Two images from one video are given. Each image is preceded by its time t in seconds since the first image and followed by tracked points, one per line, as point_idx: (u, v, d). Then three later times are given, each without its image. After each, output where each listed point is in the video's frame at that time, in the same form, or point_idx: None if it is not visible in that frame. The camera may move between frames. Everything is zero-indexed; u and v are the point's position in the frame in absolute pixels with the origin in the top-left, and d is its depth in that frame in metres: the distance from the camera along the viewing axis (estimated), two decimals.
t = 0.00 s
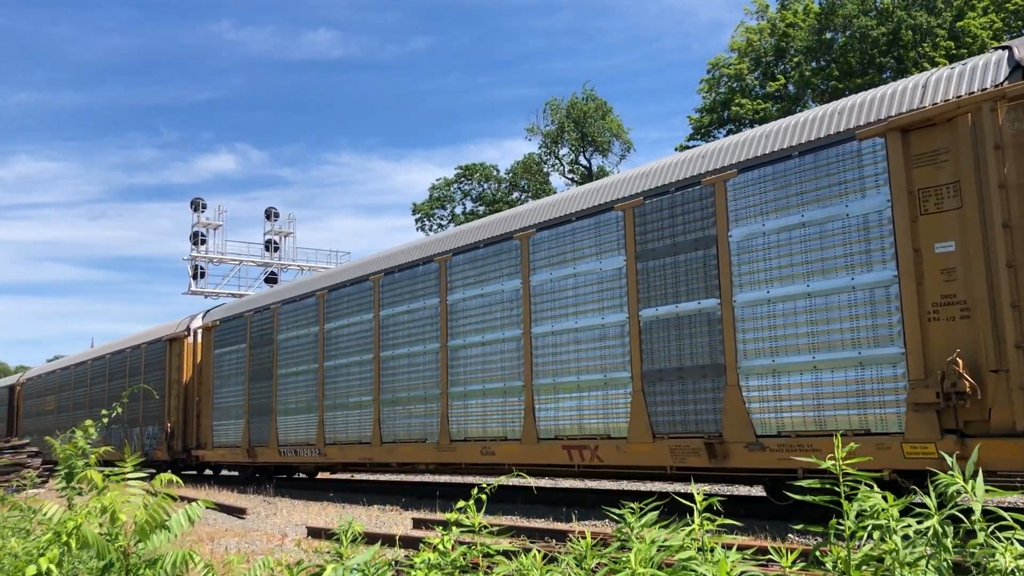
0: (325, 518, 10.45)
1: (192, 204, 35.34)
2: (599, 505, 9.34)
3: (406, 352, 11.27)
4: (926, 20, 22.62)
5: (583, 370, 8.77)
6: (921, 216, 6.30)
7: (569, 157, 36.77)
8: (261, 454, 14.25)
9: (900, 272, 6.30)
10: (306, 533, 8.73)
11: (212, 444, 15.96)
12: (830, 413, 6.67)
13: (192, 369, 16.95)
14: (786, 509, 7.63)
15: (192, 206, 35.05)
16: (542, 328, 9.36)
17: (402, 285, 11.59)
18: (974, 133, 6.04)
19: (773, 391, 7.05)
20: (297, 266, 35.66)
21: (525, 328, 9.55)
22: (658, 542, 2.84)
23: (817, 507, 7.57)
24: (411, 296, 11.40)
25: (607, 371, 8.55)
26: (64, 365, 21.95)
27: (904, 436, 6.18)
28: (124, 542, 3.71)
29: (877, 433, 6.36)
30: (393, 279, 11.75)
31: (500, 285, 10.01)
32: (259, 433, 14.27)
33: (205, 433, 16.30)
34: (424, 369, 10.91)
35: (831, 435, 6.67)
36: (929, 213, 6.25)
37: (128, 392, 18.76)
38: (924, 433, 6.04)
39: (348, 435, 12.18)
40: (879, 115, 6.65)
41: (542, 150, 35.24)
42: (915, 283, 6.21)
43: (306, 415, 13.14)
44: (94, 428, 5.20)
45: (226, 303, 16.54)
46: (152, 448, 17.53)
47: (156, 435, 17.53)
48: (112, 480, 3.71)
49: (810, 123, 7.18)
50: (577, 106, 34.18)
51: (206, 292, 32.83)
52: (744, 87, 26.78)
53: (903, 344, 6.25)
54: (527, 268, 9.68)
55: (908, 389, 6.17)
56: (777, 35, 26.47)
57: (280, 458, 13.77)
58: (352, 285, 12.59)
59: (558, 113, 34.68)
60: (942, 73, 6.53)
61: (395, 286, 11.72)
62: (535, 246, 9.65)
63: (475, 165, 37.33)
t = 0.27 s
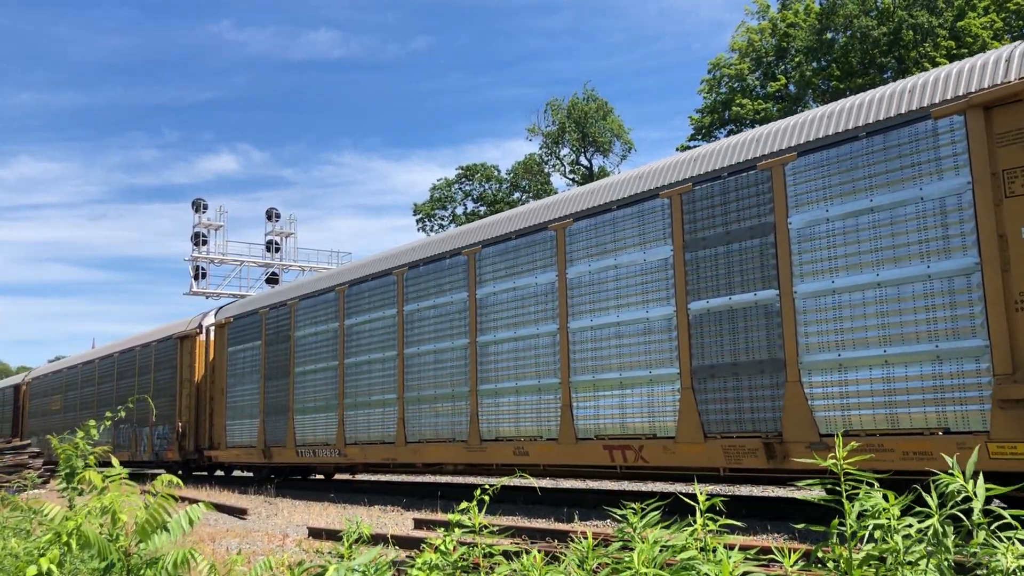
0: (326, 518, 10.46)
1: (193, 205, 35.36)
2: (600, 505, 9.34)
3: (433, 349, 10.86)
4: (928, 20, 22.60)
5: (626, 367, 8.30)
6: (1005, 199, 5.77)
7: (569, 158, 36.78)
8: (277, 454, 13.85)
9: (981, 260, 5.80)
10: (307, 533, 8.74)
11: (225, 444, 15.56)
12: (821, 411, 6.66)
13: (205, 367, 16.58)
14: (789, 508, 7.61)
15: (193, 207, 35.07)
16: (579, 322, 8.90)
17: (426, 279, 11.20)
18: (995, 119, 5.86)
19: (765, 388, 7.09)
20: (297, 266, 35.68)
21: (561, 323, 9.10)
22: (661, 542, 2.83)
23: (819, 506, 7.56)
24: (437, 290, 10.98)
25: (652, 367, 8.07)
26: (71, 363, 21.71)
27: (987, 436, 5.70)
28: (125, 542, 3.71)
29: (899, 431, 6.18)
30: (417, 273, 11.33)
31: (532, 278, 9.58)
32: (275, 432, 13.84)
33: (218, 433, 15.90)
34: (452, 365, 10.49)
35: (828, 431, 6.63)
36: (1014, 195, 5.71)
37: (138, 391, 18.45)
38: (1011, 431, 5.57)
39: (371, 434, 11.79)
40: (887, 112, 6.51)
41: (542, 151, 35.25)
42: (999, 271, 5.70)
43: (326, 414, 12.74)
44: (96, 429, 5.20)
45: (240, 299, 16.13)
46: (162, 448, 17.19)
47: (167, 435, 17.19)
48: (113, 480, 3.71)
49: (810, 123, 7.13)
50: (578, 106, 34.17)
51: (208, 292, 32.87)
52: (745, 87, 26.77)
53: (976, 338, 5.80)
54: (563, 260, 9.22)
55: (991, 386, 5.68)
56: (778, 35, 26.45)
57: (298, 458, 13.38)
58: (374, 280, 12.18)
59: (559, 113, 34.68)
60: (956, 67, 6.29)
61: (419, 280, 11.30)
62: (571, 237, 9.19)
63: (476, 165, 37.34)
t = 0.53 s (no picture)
0: (327, 518, 10.46)
1: (193, 205, 35.38)
2: (601, 505, 9.34)
3: (460, 345, 10.43)
4: (928, 19, 22.59)
5: (673, 362, 7.87)
6: None
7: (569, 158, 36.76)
8: (294, 454, 13.46)
9: None
10: (307, 533, 8.74)
11: (238, 443, 15.19)
12: (813, 413, 6.71)
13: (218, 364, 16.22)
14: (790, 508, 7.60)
15: (194, 207, 35.07)
16: (620, 316, 8.47)
17: (452, 272, 10.79)
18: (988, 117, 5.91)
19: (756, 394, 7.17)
20: (298, 266, 35.68)
21: (601, 317, 8.66)
22: (661, 543, 2.83)
23: (819, 506, 7.56)
24: (464, 283, 10.56)
25: (701, 363, 7.64)
26: (79, 362, 21.46)
27: None
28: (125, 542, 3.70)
29: (881, 432, 6.24)
30: (443, 265, 10.93)
31: (568, 270, 9.17)
32: (292, 431, 13.44)
33: (230, 432, 15.54)
34: (480, 362, 10.07)
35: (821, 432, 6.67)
36: None
37: (148, 389, 18.18)
38: None
39: (393, 433, 11.35)
40: (887, 112, 6.50)
41: (543, 151, 35.25)
42: None
43: (346, 413, 12.32)
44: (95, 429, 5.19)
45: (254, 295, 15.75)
46: (174, 447, 16.88)
47: (178, 434, 16.87)
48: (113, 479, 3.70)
49: (807, 124, 7.15)
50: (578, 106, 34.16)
51: (208, 292, 32.88)
52: (746, 87, 26.76)
53: (962, 339, 5.87)
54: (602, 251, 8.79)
55: None
56: (778, 35, 26.44)
57: (317, 459, 12.97)
58: (397, 273, 11.77)
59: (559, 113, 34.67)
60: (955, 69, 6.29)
61: (445, 273, 10.90)
62: (610, 226, 8.77)
63: (476, 165, 37.32)
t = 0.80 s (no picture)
0: (327, 517, 10.47)
1: (193, 204, 35.38)
2: (602, 505, 9.35)
3: (489, 341, 9.98)
4: (928, 19, 22.59)
5: (725, 357, 7.42)
6: None
7: (569, 158, 36.75)
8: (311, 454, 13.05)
9: None
10: (307, 533, 8.74)
11: (250, 443, 14.79)
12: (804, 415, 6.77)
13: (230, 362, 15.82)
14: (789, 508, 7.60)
15: (193, 207, 35.05)
16: (666, 309, 8.02)
17: (480, 265, 10.36)
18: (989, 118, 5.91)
19: (748, 397, 7.24)
20: (297, 266, 35.67)
21: (642, 310, 8.23)
22: (661, 542, 2.83)
23: (820, 506, 7.56)
24: (493, 276, 10.11)
25: (756, 358, 7.19)
26: (86, 359, 21.17)
27: None
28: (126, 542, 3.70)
29: (868, 436, 6.35)
30: (470, 258, 10.49)
31: (607, 261, 8.70)
32: (309, 431, 13.00)
33: (242, 431, 15.13)
34: (511, 358, 9.62)
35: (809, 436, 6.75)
36: None
37: (158, 388, 17.84)
38: None
39: (417, 433, 10.90)
40: (892, 111, 6.48)
41: (542, 151, 35.24)
42: None
43: (366, 412, 11.89)
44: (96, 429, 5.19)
45: (268, 291, 15.34)
46: (183, 447, 16.51)
47: (188, 434, 16.50)
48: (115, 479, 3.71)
49: (801, 127, 7.19)
50: (578, 106, 34.16)
51: (208, 292, 32.88)
52: (745, 87, 26.77)
53: (948, 339, 5.94)
54: (645, 241, 8.35)
55: None
56: (778, 35, 26.45)
57: (335, 459, 12.52)
58: (420, 266, 11.33)
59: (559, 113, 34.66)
60: (959, 67, 6.27)
61: (472, 266, 10.47)
62: (653, 214, 8.32)
63: (476, 165, 37.31)
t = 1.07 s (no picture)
0: (327, 518, 10.49)
1: (192, 205, 35.39)
2: (602, 506, 9.35)
3: (520, 336, 9.52)
4: (928, 20, 22.60)
5: (783, 352, 6.97)
6: None
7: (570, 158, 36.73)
8: (330, 454, 12.60)
9: None
10: (307, 534, 8.75)
11: (264, 443, 14.33)
12: (796, 416, 6.86)
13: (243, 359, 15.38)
14: (789, 510, 7.60)
15: (193, 207, 35.05)
16: (717, 302, 7.54)
17: (510, 257, 9.89)
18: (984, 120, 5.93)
19: (738, 396, 7.31)
20: (297, 266, 35.67)
21: (689, 303, 7.76)
22: (664, 543, 2.84)
23: (818, 507, 7.57)
24: (524, 269, 9.65)
25: (819, 353, 6.72)
26: (94, 358, 20.87)
27: None
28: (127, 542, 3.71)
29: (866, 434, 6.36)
30: (499, 249, 10.02)
31: (649, 252, 8.22)
32: (328, 430, 12.55)
33: (255, 431, 14.69)
34: (544, 354, 9.17)
35: (800, 435, 6.85)
36: None
37: (168, 386, 17.46)
38: None
39: (443, 432, 10.47)
40: (897, 110, 6.48)
41: (542, 151, 35.24)
42: None
43: (388, 411, 11.43)
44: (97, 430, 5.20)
45: (282, 286, 14.89)
46: (194, 447, 16.11)
47: (199, 433, 16.10)
48: (117, 479, 3.72)
49: (799, 128, 7.22)
50: (578, 106, 34.17)
51: (208, 293, 32.90)
52: (745, 87, 26.77)
53: (934, 339, 6.01)
54: (691, 230, 7.86)
55: None
56: (778, 36, 26.45)
57: (355, 459, 12.09)
58: (446, 259, 10.86)
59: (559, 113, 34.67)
60: (967, 65, 6.25)
61: (501, 258, 9.99)
62: (701, 201, 7.83)
63: (476, 165, 37.32)
